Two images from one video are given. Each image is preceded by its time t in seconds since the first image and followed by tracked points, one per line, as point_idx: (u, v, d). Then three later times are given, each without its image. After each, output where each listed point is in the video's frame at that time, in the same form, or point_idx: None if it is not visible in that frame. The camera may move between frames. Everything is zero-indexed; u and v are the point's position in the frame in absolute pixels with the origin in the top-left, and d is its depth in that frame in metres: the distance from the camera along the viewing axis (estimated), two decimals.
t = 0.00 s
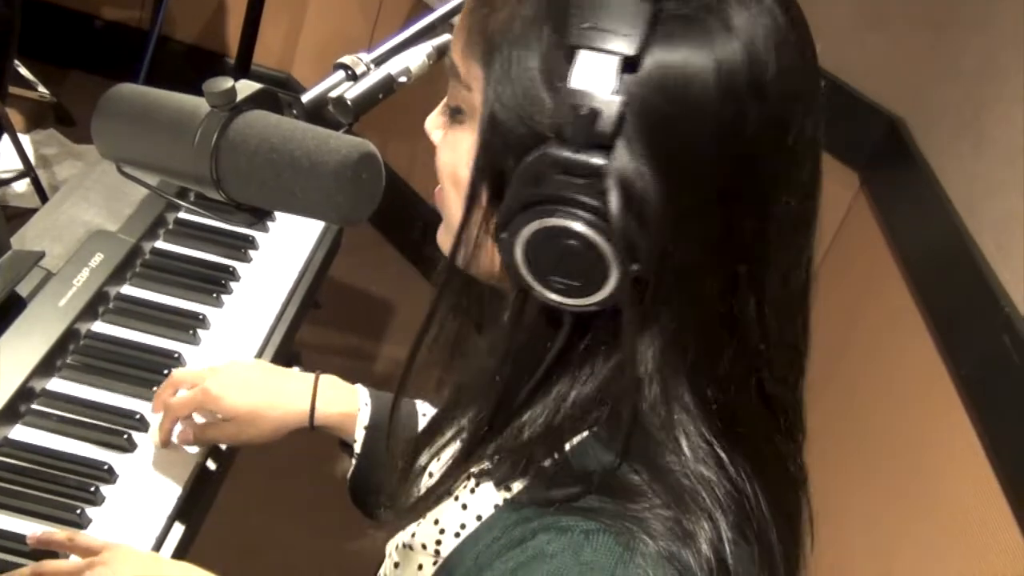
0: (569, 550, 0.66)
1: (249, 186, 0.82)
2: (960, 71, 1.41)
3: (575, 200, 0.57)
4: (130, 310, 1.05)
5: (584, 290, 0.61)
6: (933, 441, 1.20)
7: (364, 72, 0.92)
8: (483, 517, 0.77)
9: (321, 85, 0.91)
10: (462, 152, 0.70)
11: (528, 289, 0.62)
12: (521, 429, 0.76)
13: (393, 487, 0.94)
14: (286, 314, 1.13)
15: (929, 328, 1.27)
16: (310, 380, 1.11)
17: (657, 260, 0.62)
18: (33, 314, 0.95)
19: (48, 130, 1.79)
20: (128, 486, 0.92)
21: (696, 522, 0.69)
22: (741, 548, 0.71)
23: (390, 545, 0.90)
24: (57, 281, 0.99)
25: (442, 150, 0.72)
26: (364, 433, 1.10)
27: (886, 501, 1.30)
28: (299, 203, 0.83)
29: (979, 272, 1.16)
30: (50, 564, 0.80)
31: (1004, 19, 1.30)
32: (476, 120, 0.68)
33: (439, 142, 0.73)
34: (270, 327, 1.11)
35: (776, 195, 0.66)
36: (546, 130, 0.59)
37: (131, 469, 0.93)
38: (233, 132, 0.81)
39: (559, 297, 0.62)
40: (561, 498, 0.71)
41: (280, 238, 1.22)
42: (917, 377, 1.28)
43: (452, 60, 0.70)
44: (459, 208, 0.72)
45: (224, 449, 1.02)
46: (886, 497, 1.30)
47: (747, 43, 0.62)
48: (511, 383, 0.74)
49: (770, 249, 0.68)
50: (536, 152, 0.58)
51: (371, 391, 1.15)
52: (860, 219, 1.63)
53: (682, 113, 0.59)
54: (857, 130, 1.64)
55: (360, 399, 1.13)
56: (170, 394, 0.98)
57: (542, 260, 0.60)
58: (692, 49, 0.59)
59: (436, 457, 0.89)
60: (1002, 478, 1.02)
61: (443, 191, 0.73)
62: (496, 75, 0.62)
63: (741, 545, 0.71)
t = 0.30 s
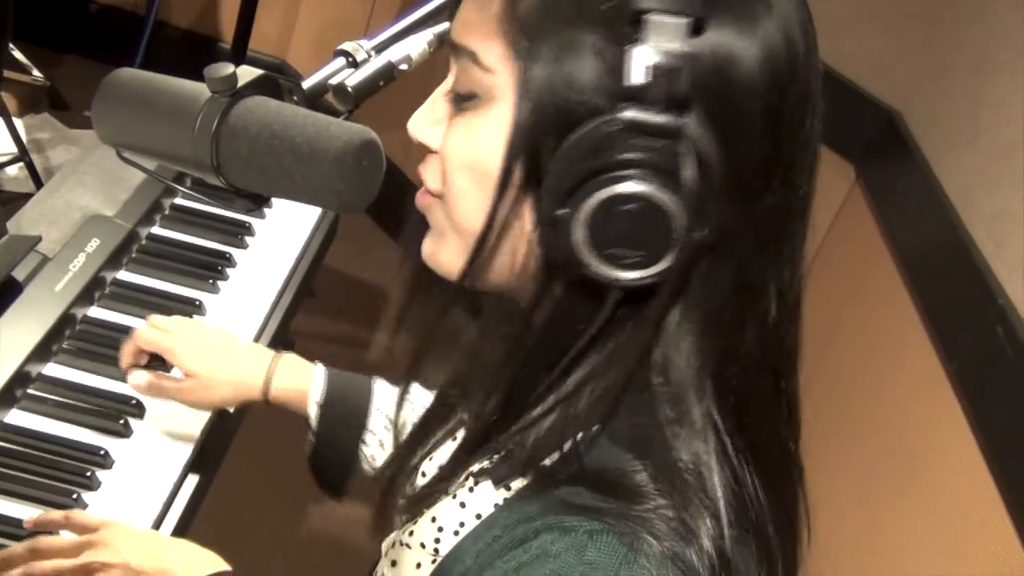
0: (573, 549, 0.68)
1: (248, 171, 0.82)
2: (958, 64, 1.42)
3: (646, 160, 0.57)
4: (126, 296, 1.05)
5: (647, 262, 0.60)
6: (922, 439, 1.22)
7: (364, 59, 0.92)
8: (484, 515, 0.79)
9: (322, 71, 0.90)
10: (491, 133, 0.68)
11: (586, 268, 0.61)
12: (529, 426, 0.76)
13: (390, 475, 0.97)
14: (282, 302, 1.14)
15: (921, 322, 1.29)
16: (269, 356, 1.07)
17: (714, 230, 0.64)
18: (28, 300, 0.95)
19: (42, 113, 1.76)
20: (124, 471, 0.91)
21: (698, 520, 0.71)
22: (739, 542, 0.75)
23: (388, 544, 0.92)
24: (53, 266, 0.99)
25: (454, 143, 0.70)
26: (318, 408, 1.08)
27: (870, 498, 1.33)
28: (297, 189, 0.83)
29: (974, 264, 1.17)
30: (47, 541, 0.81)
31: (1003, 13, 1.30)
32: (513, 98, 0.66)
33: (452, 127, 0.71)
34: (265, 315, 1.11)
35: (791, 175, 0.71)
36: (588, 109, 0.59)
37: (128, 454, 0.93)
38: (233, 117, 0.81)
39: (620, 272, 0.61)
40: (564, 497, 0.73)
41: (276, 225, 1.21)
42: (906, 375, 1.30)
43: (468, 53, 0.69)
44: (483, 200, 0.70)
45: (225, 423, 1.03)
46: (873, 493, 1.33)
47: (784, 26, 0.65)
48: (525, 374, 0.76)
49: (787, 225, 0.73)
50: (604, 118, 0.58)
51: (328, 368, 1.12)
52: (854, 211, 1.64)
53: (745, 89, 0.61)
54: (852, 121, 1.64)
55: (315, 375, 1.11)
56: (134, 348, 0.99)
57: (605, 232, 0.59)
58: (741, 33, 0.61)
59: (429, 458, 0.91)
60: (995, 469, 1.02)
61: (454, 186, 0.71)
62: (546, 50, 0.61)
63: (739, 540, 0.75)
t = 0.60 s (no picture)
0: (573, 551, 0.69)
1: (246, 168, 0.83)
2: (954, 66, 1.42)
3: (678, 159, 0.57)
4: (121, 294, 1.05)
5: (670, 261, 0.60)
6: (915, 441, 1.22)
7: (362, 57, 0.92)
8: (481, 516, 0.81)
9: (320, 69, 0.91)
10: (512, 126, 0.69)
11: (607, 267, 0.61)
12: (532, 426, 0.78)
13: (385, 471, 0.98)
14: (277, 301, 1.14)
15: (915, 324, 1.29)
16: (265, 343, 1.09)
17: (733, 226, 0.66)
18: (23, 297, 0.95)
19: (36, 112, 1.76)
20: (119, 469, 0.92)
21: (699, 518, 0.73)
22: (740, 542, 0.76)
23: (383, 545, 0.92)
24: (49, 264, 0.99)
25: (468, 138, 0.71)
26: (313, 396, 1.12)
27: (861, 501, 1.33)
28: (297, 185, 0.84)
29: (969, 265, 1.17)
30: (49, 529, 0.83)
31: (1000, 16, 1.31)
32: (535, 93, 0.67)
33: (469, 119, 0.71)
34: (261, 314, 1.11)
35: (786, 182, 0.75)
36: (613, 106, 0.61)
37: (123, 452, 0.93)
38: (232, 115, 0.81)
39: (642, 271, 0.61)
40: (563, 499, 0.75)
41: (272, 223, 1.21)
42: (898, 377, 1.31)
43: (484, 47, 0.69)
44: (498, 196, 0.71)
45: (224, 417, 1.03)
46: (862, 495, 1.34)
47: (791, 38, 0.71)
48: (529, 371, 0.76)
49: (790, 228, 0.78)
50: (636, 116, 0.58)
51: (322, 354, 1.17)
52: (850, 212, 1.65)
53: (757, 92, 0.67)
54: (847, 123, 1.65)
55: (311, 361, 1.16)
56: (123, 349, 0.99)
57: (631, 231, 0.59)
58: (760, 40, 0.68)
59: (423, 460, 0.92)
60: (987, 468, 1.03)
61: (466, 181, 0.72)
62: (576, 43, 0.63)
63: (740, 539, 0.76)
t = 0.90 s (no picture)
0: (569, 554, 0.70)
1: (241, 169, 0.83)
2: (946, 69, 1.43)
3: (622, 154, 0.58)
4: (117, 297, 1.05)
5: (611, 256, 0.62)
6: (910, 444, 1.22)
7: (357, 59, 0.92)
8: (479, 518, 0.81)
9: (314, 71, 0.91)
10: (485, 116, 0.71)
11: (556, 257, 0.62)
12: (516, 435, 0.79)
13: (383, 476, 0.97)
14: (272, 303, 1.14)
15: (910, 329, 1.29)
16: (267, 348, 1.10)
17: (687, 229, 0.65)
18: (19, 300, 0.95)
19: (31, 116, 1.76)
20: (114, 471, 0.91)
21: (693, 518, 0.72)
22: (734, 539, 0.75)
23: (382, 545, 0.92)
24: (44, 267, 0.99)
25: (449, 121, 0.73)
26: (315, 401, 1.12)
27: (857, 505, 1.33)
28: (291, 186, 0.84)
29: (962, 266, 1.18)
30: (47, 532, 0.83)
31: (991, 18, 1.32)
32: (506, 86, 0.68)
33: (453, 105, 0.74)
34: (256, 316, 1.12)
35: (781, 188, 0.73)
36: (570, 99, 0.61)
37: (119, 455, 0.93)
38: (227, 116, 0.81)
39: (584, 263, 0.62)
40: (565, 497, 0.76)
41: (267, 226, 1.22)
42: (892, 379, 1.31)
43: (469, 36, 0.72)
44: (469, 180, 0.73)
45: (219, 419, 1.04)
46: (856, 500, 1.34)
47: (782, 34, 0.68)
48: (502, 367, 0.78)
49: (775, 229, 0.75)
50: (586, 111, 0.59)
51: (324, 359, 1.16)
52: (843, 213, 1.65)
53: (725, 98, 0.64)
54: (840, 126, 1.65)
55: (313, 364, 1.16)
56: (122, 357, 0.99)
57: (576, 222, 0.60)
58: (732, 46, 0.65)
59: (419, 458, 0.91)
60: (982, 467, 1.04)
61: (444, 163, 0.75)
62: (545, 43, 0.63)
63: (734, 536, 0.75)
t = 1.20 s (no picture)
0: (568, 557, 0.69)
1: (237, 172, 0.83)
2: (942, 70, 1.44)
3: (691, 132, 0.60)
4: (115, 301, 1.05)
5: (680, 235, 0.63)
6: (908, 446, 1.22)
7: (353, 62, 0.92)
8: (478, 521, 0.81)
9: (311, 75, 0.92)
10: (518, 111, 0.71)
11: (619, 245, 0.63)
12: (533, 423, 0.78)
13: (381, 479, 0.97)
14: (271, 307, 1.14)
15: (908, 331, 1.29)
16: (264, 357, 1.09)
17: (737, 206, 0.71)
18: (17, 304, 0.95)
19: (29, 121, 1.76)
20: (113, 474, 0.92)
21: (697, 517, 0.73)
22: (735, 543, 0.76)
23: (380, 553, 0.91)
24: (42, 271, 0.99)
25: (470, 123, 0.73)
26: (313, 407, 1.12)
27: (857, 506, 1.33)
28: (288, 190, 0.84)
29: (959, 266, 1.18)
30: (45, 535, 0.83)
31: (986, 20, 1.32)
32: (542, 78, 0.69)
33: (469, 107, 0.74)
34: (255, 320, 1.12)
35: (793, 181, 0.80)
36: (616, 88, 0.65)
37: (117, 459, 0.93)
38: (224, 119, 0.81)
39: (654, 249, 0.63)
40: (573, 498, 0.74)
41: (266, 230, 1.22)
42: (890, 379, 1.31)
43: (485, 36, 0.72)
44: (501, 181, 0.73)
45: (217, 424, 1.04)
46: (853, 501, 1.34)
47: (796, 36, 0.75)
48: (531, 361, 0.78)
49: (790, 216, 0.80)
50: (647, 97, 0.61)
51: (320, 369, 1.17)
52: (840, 215, 1.66)
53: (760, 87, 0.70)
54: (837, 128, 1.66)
55: (309, 374, 1.15)
56: (120, 362, 0.99)
57: (641, 207, 0.61)
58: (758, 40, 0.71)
59: (418, 470, 0.91)
60: (979, 466, 1.04)
61: (465, 167, 0.75)
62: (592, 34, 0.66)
63: (737, 538, 0.77)
